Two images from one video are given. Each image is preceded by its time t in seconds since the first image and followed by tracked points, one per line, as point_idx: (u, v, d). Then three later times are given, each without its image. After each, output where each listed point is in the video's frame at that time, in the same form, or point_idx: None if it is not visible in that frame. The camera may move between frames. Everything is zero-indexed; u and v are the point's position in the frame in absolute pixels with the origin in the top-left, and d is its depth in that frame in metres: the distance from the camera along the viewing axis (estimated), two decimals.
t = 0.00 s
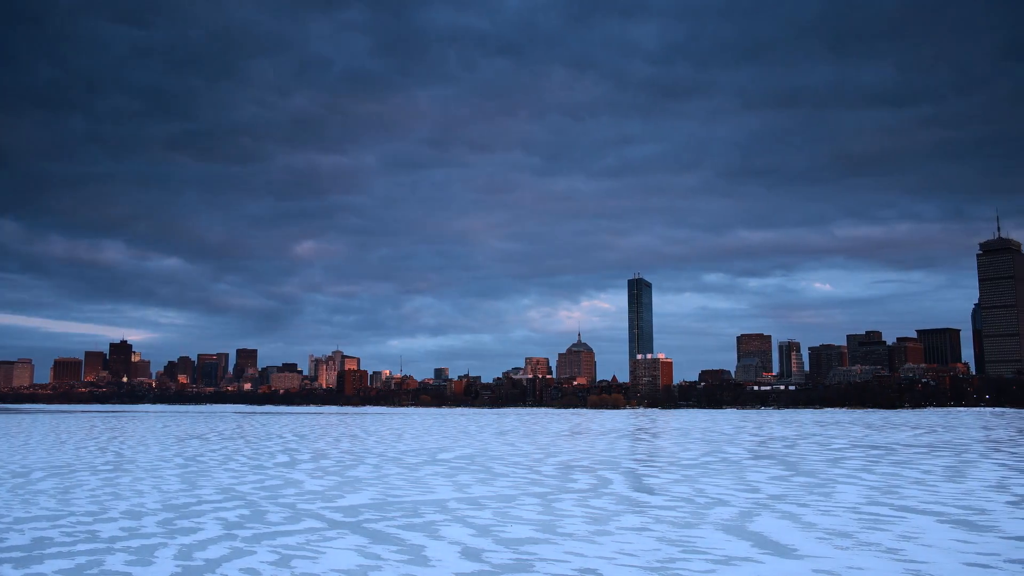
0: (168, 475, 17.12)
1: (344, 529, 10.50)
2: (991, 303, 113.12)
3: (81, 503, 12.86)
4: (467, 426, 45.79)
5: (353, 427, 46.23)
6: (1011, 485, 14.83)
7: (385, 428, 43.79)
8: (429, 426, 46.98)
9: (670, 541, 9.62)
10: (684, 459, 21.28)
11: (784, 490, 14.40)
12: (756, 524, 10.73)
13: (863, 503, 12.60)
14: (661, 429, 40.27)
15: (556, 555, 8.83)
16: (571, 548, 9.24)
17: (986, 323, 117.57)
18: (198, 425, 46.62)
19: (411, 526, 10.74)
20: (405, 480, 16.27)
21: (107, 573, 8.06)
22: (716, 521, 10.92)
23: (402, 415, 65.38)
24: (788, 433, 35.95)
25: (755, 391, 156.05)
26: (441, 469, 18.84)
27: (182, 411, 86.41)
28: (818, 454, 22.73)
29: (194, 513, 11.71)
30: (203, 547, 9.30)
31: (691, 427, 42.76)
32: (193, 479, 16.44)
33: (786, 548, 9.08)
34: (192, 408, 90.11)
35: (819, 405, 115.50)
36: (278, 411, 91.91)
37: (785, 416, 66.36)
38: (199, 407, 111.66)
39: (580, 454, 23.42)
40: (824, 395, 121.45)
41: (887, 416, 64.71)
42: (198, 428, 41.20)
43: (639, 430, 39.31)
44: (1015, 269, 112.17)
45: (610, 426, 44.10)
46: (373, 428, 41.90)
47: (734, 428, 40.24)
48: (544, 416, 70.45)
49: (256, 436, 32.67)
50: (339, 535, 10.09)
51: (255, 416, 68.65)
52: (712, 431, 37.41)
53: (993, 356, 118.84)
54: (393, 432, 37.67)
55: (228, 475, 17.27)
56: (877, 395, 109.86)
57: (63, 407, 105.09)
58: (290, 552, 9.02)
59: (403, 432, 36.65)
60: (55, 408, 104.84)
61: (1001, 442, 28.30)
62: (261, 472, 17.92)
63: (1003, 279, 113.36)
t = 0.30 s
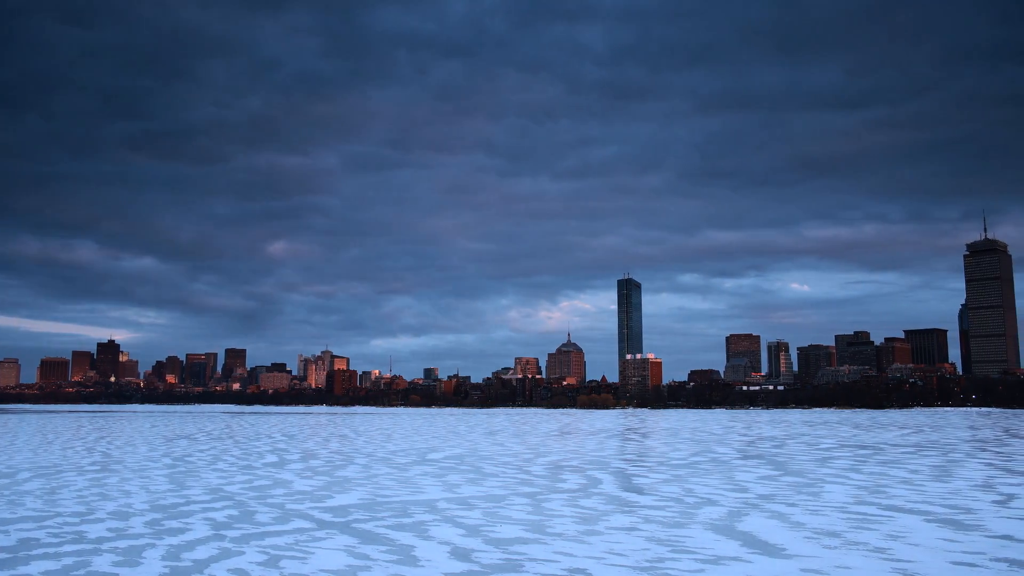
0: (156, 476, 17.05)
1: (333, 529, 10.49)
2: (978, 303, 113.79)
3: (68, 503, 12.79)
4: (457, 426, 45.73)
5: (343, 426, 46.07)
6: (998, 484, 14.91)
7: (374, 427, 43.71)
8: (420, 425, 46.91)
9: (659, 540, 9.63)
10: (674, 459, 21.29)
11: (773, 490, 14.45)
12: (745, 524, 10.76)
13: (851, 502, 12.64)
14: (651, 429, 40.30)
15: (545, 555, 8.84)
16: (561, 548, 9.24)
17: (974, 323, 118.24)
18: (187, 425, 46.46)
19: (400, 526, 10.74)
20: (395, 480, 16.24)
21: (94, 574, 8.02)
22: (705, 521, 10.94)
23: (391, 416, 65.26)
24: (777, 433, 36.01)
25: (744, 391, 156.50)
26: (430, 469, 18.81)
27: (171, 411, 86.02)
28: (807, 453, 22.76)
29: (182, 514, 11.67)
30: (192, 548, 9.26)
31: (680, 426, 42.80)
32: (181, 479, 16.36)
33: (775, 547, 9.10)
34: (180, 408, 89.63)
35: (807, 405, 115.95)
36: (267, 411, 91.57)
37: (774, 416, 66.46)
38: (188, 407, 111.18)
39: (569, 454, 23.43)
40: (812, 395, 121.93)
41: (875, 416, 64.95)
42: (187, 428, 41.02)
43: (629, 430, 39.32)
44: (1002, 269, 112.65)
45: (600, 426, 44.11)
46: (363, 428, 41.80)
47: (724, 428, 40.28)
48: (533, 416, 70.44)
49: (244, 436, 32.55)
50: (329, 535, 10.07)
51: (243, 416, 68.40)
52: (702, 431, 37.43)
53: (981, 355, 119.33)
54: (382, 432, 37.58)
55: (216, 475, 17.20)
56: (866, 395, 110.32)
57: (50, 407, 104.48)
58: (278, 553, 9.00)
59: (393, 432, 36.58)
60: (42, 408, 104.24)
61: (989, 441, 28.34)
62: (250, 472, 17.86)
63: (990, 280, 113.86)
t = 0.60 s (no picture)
0: (144, 476, 16.96)
1: (322, 529, 10.47)
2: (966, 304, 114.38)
3: (55, 504, 12.72)
4: (447, 426, 45.69)
5: (333, 426, 46.02)
6: (985, 484, 14.99)
7: (364, 427, 43.64)
8: (410, 425, 46.90)
9: (649, 540, 9.66)
10: (664, 460, 21.29)
11: (762, 489, 14.53)
12: (734, 523, 10.79)
13: (839, 502, 12.68)
14: (641, 429, 40.33)
15: (535, 555, 8.84)
16: (551, 548, 9.25)
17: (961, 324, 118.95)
18: (176, 425, 46.30)
19: (390, 526, 10.72)
20: (385, 481, 16.22)
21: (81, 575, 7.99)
22: (695, 521, 10.96)
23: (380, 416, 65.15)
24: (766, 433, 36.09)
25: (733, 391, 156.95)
26: (420, 469, 18.78)
27: (160, 410, 85.60)
28: (796, 454, 22.81)
29: (171, 514, 11.63)
30: (180, 548, 9.22)
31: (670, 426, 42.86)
32: (169, 479, 16.28)
33: (765, 547, 9.14)
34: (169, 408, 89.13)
35: (796, 405, 116.30)
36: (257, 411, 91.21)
37: (764, 416, 66.64)
38: (177, 407, 110.78)
39: (559, 454, 23.42)
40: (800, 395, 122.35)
41: (864, 416, 65.14)
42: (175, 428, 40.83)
43: (619, 430, 39.34)
44: (989, 270, 113.23)
45: (590, 426, 44.11)
46: (353, 428, 41.71)
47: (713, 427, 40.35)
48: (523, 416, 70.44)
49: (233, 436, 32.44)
50: (318, 535, 10.04)
51: (232, 416, 68.14)
52: (691, 431, 37.47)
53: (968, 355, 119.74)
54: (372, 432, 37.50)
55: (205, 475, 17.12)
56: (854, 396, 110.80)
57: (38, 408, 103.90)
58: (268, 553, 8.99)
59: (383, 432, 36.51)
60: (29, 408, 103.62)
61: (977, 441, 28.41)
62: (239, 472, 17.79)
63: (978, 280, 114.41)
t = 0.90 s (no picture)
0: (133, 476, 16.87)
1: (312, 530, 10.43)
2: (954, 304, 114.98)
3: (43, 505, 12.63)
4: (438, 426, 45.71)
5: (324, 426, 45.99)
6: (973, 484, 15.05)
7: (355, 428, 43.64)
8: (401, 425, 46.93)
9: (640, 540, 9.68)
10: (654, 460, 21.31)
11: (752, 489, 14.55)
12: (724, 523, 10.81)
13: (829, 502, 12.71)
14: (631, 429, 40.44)
15: (525, 556, 8.83)
16: (541, 548, 9.24)
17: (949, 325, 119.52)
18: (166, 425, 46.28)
19: (380, 526, 10.71)
20: (375, 481, 16.20)
21: None
22: (685, 521, 10.97)
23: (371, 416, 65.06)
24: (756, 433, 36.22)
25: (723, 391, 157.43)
26: (410, 469, 18.77)
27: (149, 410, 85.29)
28: (786, 454, 22.88)
29: (159, 515, 11.57)
30: (169, 549, 9.16)
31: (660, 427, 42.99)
32: (158, 480, 16.19)
33: (755, 546, 9.16)
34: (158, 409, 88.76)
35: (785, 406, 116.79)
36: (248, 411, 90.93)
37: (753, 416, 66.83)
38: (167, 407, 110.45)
39: (549, 454, 23.45)
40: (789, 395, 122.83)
41: (852, 416, 65.47)
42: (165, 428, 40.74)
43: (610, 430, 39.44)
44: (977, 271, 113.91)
45: (580, 426, 44.20)
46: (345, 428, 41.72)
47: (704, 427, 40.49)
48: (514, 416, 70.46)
49: (223, 437, 32.38)
50: (308, 536, 10.01)
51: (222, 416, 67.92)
52: (682, 431, 37.59)
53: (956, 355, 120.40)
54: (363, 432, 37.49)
55: (194, 476, 17.04)
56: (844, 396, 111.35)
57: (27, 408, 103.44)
58: (257, 554, 8.95)
59: (374, 432, 36.51)
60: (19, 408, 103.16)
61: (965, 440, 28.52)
62: (228, 473, 17.73)
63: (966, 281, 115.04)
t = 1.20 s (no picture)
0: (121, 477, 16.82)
1: (301, 531, 10.41)
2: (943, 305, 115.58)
3: (29, 506, 12.56)
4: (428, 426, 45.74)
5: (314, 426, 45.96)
6: (961, 483, 15.13)
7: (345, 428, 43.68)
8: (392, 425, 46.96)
9: (629, 540, 9.70)
10: (643, 460, 21.35)
11: (741, 489, 14.59)
12: (712, 523, 10.85)
13: (817, 502, 12.74)
14: (621, 429, 40.54)
15: (514, 556, 8.84)
16: (531, 548, 9.26)
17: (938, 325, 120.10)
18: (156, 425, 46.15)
19: (370, 527, 10.71)
20: (365, 481, 16.20)
21: None
22: (675, 521, 11.00)
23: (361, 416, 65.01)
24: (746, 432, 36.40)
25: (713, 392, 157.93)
26: (400, 470, 18.77)
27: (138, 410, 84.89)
28: (775, 454, 22.96)
29: (147, 516, 11.53)
30: (157, 550, 9.12)
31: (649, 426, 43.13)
32: (146, 480, 16.13)
33: (744, 546, 9.19)
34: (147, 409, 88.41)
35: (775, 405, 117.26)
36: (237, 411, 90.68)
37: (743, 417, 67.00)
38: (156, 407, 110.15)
39: (538, 454, 23.50)
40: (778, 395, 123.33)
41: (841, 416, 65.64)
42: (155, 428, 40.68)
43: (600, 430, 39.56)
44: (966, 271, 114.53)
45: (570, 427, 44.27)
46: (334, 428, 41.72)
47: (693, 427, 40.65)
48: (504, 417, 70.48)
49: (212, 437, 32.35)
50: (297, 536, 9.99)
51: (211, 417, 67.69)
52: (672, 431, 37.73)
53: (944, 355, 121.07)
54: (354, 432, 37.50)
55: (182, 476, 17.00)
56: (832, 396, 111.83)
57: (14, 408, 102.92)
58: (246, 554, 8.93)
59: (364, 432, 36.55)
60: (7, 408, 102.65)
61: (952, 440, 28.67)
62: (217, 473, 17.68)
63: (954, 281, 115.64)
